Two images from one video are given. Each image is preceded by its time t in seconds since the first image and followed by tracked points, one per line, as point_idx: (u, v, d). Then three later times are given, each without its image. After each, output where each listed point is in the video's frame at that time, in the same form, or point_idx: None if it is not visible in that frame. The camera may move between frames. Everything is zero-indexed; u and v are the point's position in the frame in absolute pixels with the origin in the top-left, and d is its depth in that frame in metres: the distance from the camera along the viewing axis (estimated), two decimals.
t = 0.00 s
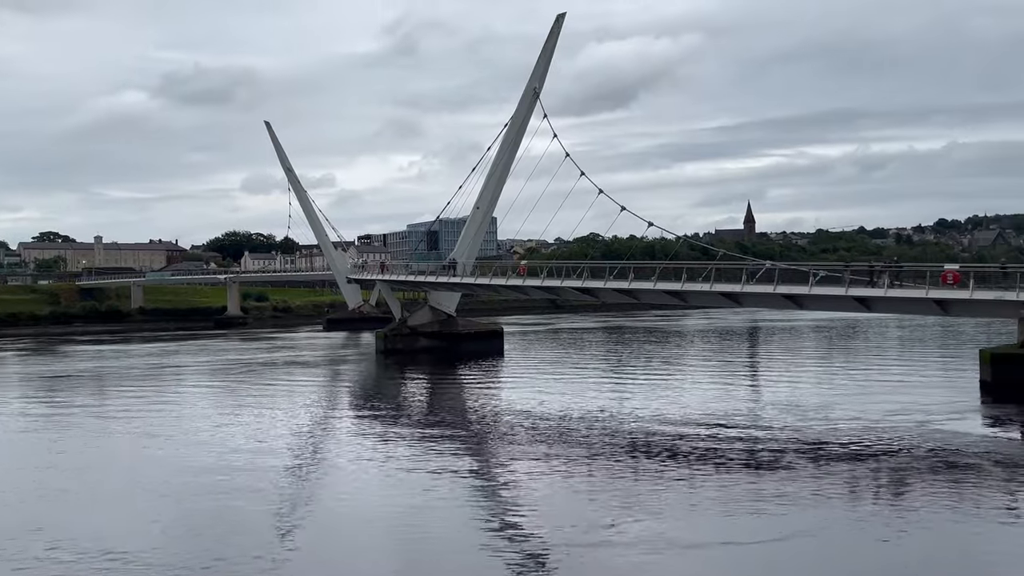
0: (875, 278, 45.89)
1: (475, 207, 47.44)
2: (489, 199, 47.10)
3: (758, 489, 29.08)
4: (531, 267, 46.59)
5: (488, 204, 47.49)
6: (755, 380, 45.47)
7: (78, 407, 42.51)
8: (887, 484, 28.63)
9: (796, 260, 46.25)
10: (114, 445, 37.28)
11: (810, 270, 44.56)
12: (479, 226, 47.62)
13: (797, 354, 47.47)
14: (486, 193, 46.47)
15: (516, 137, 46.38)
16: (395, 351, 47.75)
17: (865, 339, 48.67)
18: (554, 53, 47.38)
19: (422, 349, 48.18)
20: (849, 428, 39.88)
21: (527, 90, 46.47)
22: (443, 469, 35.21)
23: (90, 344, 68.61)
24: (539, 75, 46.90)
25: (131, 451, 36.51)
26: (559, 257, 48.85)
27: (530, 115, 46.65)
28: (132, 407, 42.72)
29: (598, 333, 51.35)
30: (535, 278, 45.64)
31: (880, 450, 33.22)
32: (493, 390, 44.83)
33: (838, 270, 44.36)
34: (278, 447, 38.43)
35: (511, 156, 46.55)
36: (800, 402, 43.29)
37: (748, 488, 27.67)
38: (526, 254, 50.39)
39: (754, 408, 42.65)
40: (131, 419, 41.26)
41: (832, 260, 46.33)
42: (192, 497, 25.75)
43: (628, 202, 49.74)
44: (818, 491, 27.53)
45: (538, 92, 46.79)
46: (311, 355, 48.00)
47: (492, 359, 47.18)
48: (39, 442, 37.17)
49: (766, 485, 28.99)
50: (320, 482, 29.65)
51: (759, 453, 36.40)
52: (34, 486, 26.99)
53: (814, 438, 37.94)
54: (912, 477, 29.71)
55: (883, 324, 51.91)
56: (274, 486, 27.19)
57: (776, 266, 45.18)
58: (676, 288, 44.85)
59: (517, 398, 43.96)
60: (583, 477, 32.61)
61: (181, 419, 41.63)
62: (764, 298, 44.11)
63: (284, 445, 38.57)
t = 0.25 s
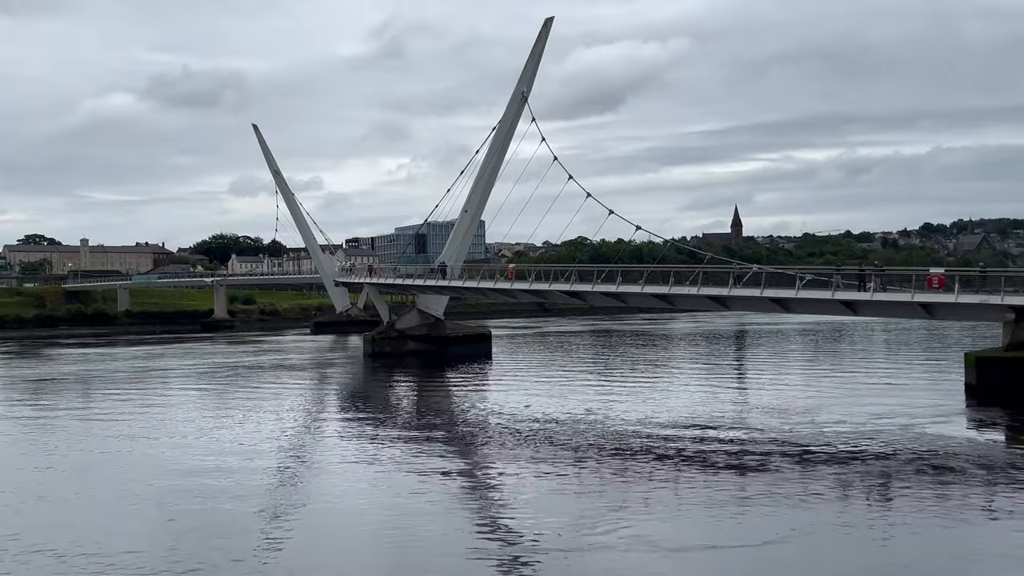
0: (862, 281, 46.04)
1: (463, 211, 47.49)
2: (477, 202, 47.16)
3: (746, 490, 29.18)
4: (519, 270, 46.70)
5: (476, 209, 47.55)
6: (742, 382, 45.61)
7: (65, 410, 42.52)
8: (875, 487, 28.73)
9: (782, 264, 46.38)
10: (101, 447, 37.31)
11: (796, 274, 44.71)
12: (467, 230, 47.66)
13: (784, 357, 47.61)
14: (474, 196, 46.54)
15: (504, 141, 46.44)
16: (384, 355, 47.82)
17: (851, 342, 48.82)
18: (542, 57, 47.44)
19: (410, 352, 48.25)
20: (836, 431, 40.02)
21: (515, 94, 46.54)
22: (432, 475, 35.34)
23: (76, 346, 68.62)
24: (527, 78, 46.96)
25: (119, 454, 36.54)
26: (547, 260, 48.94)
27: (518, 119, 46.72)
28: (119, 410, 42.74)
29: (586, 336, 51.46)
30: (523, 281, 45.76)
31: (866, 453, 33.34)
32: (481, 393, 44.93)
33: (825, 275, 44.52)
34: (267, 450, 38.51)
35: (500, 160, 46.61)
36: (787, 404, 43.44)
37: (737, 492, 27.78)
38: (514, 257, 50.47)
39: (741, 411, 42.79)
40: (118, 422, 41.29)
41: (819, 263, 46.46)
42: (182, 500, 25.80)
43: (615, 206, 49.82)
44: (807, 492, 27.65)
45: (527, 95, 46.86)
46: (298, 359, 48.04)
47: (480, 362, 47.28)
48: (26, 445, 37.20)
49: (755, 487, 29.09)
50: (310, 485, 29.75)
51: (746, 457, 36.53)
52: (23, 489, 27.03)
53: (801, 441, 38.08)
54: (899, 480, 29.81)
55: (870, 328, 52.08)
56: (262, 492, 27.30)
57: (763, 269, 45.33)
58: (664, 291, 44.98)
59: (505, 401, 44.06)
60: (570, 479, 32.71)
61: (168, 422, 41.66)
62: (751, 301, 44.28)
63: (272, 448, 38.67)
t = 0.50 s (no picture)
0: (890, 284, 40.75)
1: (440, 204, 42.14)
2: (455, 194, 41.84)
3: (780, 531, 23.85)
4: (502, 272, 41.38)
5: (455, 202, 42.21)
6: (755, 398, 40.29)
7: None
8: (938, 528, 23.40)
9: (799, 264, 41.09)
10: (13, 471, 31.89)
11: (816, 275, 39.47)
12: (445, 226, 42.32)
13: (802, 369, 42.30)
14: (452, 186, 41.21)
15: (486, 124, 41.14)
16: (351, 366, 42.41)
17: (876, 353, 43.50)
18: (529, 30, 42.16)
19: (379, 364, 42.92)
20: (867, 453, 34.72)
21: (499, 71, 41.24)
22: (403, 496, 29.96)
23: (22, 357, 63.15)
24: (512, 54, 41.67)
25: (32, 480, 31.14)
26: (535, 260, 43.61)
27: (502, 100, 41.41)
28: (43, 429, 37.31)
29: (578, 346, 46.10)
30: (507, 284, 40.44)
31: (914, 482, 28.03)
32: (459, 411, 39.57)
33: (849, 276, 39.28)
34: (211, 473, 33.12)
35: (481, 145, 41.29)
36: (808, 422, 38.13)
37: (774, 522, 22.41)
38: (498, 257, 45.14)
39: (756, 430, 37.47)
40: (40, 443, 35.85)
41: (841, 264, 41.17)
42: (74, 552, 20.41)
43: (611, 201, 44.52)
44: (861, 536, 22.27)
45: (512, 73, 41.56)
46: (253, 372, 42.65)
47: (459, 376, 41.91)
48: None
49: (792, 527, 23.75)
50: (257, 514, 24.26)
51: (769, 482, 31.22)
52: None
53: (830, 466, 32.78)
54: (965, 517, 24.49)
55: (894, 337, 46.80)
56: (189, 530, 21.93)
57: (778, 270, 40.08)
58: (667, 296, 39.70)
59: (487, 419, 38.71)
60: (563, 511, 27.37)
61: (99, 442, 36.25)
62: (766, 306, 39.02)
63: (218, 470, 33.25)
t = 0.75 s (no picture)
0: (913, 286, 36.69)
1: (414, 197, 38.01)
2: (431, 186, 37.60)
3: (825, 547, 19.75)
4: (484, 273, 37.31)
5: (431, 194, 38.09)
6: (766, 411, 36.24)
7: None
8: None
9: (813, 265, 37.04)
10: None
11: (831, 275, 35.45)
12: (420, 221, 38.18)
13: (816, 380, 38.25)
14: (425, 179, 36.88)
15: (465, 107, 36.99)
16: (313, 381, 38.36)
17: (898, 363, 39.49)
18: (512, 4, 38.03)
19: (344, 375, 38.88)
20: (898, 471, 30.67)
21: (479, 48, 37.10)
22: (376, 515, 25.85)
23: None
24: (494, 31, 37.52)
25: None
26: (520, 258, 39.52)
27: (482, 81, 37.26)
28: None
29: (567, 355, 42.00)
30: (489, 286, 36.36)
31: (966, 510, 23.97)
32: (435, 427, 35.46)
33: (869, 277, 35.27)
34: (150, 494, 28.99)
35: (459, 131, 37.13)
36: (826, 438, 34.08)
37: (820, 551, 18.29)
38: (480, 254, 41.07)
39: (770, 447, 33.40)
40: None
41: (857, 264, 37.13)
42: None
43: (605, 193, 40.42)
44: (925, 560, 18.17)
45: (494, 51, 37.40)
46: (207, 387, 38.52)
47: (434, 389, 37.85)
48: None
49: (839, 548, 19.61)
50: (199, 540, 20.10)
51: (793, 502, 27.17)
52: None
53: (857, 488, 28.73)
54: None
55: (914, 345, 42.76)
56: None
57: (789, 271, 36.05)
58: (666, 300, 35.66)
59: (466, 437, 34.59)
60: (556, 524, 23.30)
61: (27, 460, 32.10)
62: (776, 312, 35.01)
63: (159, 492, 29.14)
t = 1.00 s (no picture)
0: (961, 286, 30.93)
1: (368, 179, 32.37)
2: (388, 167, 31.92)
3: None
4: (453, 272, 31.64)
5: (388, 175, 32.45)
6: (788, 432, 30.54)
7: None
8: None
9: (841, 262, 31.26)
10: None
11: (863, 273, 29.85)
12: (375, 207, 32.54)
13: (845, 398, 32.55)
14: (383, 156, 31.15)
15: (431, 74, 31.42)
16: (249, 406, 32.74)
17: (941, 378, 33.85)
18: None
19: (286, 392, 33.43)
20: (959, 498, 24.96)
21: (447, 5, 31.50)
22: (310, 553, 20.15)
23: None
24: None
25: None
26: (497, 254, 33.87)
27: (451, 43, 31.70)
28: None
29: (553, 371, 36.27)
30: (458, 288, 30.68)
31: None
32: (392, 455, 29.76)
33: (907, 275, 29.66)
34: (29, 531, 23.37)
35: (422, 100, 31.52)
36: (863, 461, 28.39)
37: None
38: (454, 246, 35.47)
39: (796, 472, 27.69)
40: None
41: (895, 260, 31.35)
42: None
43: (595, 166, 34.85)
44: None
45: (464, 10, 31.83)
46: (127, 411, 32.88)
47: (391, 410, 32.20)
48: None
49: None
50: None
51: (839, 533, 21.46)
52: None
53: (909, 519, 23.08)
54: None
55: (956, 358, 37.06)
56: None
57: (813, 270, 30.44)
58: (668, 304, 30.01)
59: (431, 466, 28.86)
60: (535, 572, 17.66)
61: None
62: (799, 319, 29.39)
63: (41, 528, 23.50)
